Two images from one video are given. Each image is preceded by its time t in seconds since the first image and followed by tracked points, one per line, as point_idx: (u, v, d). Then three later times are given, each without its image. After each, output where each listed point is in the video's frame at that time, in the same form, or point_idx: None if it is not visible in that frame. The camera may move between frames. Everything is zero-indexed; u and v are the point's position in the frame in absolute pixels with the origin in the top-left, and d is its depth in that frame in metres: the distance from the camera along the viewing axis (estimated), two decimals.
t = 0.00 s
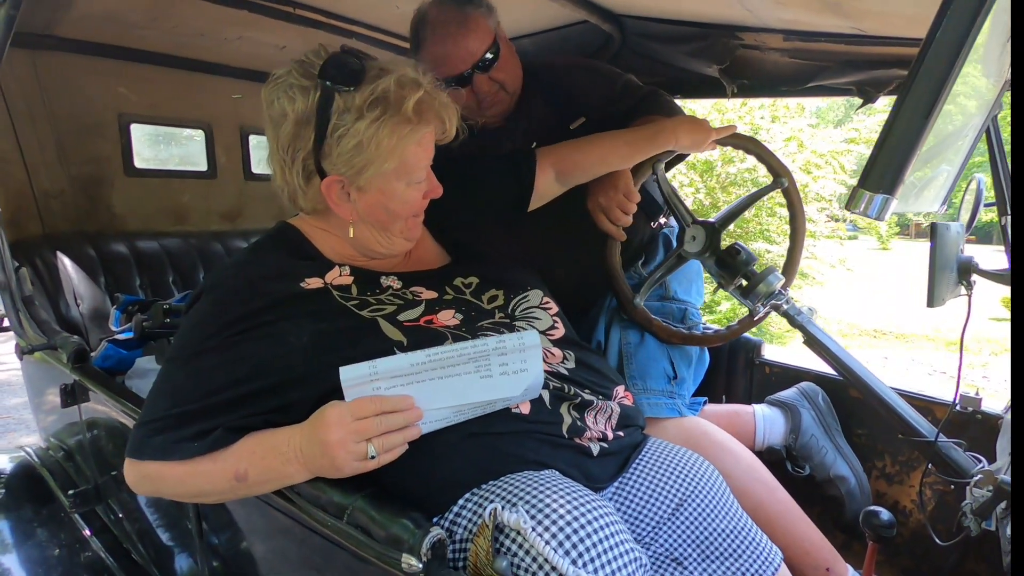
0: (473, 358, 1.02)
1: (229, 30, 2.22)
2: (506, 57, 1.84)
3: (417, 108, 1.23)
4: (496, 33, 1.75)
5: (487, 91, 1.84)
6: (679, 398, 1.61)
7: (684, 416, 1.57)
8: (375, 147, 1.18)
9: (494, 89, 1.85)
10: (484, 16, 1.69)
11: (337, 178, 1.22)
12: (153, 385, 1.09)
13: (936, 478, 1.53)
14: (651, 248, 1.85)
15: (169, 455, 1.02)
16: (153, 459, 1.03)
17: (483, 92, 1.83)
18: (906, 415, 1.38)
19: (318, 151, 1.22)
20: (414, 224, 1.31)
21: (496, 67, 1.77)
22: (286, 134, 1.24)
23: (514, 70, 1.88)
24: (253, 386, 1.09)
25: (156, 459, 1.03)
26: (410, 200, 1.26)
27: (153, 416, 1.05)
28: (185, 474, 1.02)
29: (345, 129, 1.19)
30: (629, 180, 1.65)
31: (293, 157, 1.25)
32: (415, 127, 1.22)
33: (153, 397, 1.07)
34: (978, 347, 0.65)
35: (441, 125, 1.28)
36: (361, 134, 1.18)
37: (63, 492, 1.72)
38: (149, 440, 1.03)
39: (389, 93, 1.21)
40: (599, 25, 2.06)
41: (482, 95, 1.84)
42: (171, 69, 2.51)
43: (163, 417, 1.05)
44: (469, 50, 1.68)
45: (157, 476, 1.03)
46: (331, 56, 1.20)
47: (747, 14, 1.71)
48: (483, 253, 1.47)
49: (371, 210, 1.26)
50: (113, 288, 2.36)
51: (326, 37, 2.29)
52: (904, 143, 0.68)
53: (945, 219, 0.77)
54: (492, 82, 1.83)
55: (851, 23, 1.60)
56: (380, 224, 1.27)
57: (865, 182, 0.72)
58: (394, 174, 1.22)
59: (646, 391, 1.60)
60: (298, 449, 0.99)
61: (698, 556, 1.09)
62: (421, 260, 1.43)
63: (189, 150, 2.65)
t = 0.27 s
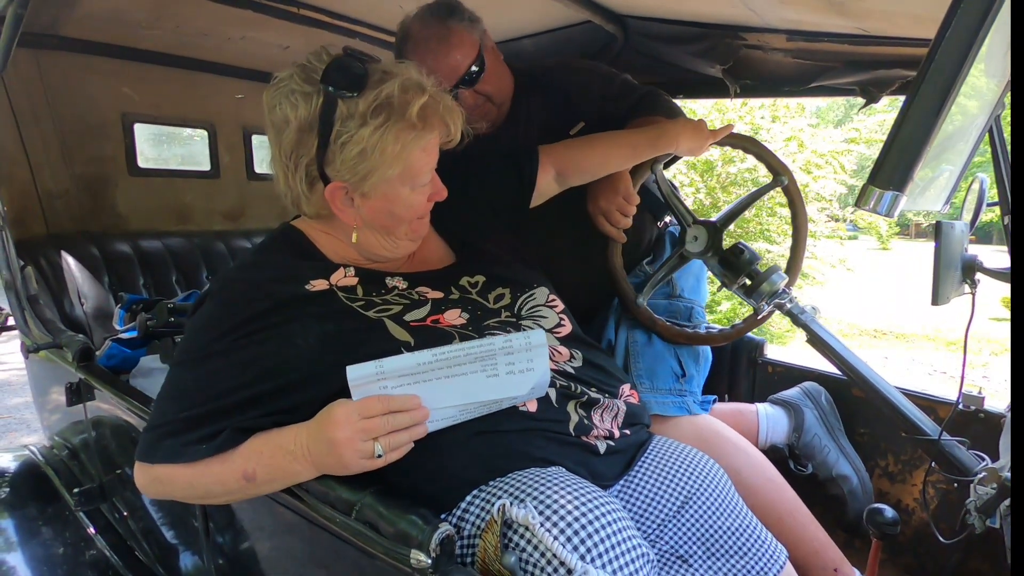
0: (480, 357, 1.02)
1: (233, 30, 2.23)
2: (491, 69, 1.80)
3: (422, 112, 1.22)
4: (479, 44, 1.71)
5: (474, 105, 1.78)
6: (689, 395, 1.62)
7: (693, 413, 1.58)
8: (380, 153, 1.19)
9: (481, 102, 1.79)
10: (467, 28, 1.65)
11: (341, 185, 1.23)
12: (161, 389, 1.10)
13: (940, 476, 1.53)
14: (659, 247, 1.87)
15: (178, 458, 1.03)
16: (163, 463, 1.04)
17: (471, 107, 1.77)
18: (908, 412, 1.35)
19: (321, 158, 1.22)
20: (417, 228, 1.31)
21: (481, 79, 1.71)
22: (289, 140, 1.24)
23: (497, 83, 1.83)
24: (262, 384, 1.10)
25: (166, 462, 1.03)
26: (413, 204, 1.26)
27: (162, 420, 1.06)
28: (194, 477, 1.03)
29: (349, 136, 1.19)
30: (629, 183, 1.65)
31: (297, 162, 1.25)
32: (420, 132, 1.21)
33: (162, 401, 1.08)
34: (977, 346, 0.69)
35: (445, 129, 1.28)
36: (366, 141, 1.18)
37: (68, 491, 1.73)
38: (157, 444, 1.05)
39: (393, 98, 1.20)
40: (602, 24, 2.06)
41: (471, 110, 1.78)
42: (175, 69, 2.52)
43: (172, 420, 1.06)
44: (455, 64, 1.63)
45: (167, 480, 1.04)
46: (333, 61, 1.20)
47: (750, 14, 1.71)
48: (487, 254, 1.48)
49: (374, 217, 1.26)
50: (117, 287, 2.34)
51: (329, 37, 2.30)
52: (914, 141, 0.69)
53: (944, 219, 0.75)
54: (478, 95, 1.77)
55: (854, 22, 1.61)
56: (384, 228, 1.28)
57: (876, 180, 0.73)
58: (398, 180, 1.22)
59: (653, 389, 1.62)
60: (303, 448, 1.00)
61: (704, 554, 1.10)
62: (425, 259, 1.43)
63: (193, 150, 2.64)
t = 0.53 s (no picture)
0: (482, 358, 1.01)
1: (236, 30, 2.23)
2: (485, 60, 1.80)
3: (419, 114, 1.22)
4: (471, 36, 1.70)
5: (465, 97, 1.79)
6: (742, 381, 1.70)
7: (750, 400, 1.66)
8: (376, 155, 1.18)
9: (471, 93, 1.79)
10: (458, 21, 1.64)
11: (337, 186, 1.22)
12: (161, 393, 1.10)
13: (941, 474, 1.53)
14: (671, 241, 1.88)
15: (180, 462, 1.03)
16: (165, 467, 1.04)
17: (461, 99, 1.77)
18: (910, 410, 1.34)
19: (318, 159, 1.22)
20: (414, 229, 1.30)
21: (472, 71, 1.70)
22: (286, 141, 1.24)
23: (489, 75, 1.81)
24: (264, 385, 1.10)
25: (168, 466, 1.03)
26: (409, 206, 1.26)
27: (164, 423, 1.06)
28: (197, 480, 1.03)
29: (345, 137, 1.19)
30: (630, 185, 1.63)
31: (293, 163, 1.25)
32: (417, 134, 1.21)
33: (163, 405, 1.08)
34: (977, 347, 0.67)
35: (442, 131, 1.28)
36: (362, 142, 1.17)
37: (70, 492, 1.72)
38: (158, 449, 1.04)
39: (389, 100, 1.20)
40: (603, 23, 2.06)
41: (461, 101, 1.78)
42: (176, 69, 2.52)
43: (173, 424, 1.06)
44: (443, 57, 1.63)
45: (170, 483, 1.04)
46: (331, 62, 1.21)
47: (751, 13, 1.71)
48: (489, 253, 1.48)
49: (371, 218, 1.25)
50: (119, 287, 2.34)
51: (329, 37, 2.30)
52: (920, 140, 0.68)
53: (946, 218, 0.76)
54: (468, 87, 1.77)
55: (855, 21, 1.61)
56: (382, 229, 1.27)
57: (881, 179, 0.72)
58: (394, 181, 1.22)
59: (712, 380, 1.66)
60: (303, 449, 1.00)
61: (707, 554, 1.10)
62: (423, 258, 1.43)
63: (193, 149, 2.67)
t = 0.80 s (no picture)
0: (484, 358, 1.03)
1: (239, 32, 2.24)
2: (509, 62, 1.65)
3: (414, 119, 1.23)
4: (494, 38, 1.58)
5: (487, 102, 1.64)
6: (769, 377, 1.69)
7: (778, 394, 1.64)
8: (372, 161, 1.20)
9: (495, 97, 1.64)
10: (482, 22, 1.53)
11: (334, 191, 1.24)
12: (167, 394, 1.11)
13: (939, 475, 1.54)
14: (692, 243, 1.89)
15: (186, 464, 1.05)
16: (171, 469, 1.05)
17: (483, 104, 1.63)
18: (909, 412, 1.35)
19: (315, 164, 1.23)
20: (413, 232, 1.32)
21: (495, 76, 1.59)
22: (283, 146, 1.25)
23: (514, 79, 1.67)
24: (267, 386, 1.11)
25: (174, 467, 1.05)
26: (406, 210, 1.27)
27: (170, 424, 1.08)
28: (202, 480, 1.04)
29: (341, 143, 1.20)
30: (627, 191, 1.67)
31: (291, 168, 1.26)
32: (412, 139, 1.22)
33: (168, 407, 1.09)
34: (977, 346, 0.68)
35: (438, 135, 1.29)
36: (358, 148, 1.19)
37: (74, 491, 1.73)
38: (165, 451, 1.06)
39: (384, 105, 1.21)
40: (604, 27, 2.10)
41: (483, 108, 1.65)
42: (178, 71, 2.53)
43: (179, 425, 1.08)
44: (464, 59, 1.53)
45: (176, 484, 1.05)
46: (324, 69, 1.20)
47: (750, 17, 1.73)
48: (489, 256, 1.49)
49: (369, 221, 1.27)
50: (121, 287, 2.35)
51: (331, 39, 2.31)
52: (912, 146, 0.72)
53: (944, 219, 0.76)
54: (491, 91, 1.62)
55: (854, 25, 1.62)
56: (379, 232, 1.29)
57: (875, 184, 0.76)
58: (391, 185, 1.23)
59: (741, 374, 1.66)
60: (309, 447, 1.01)
61: (706, 553, 1.11)
62: (424, 261, 1.44)
63: (195, 150, 2.67)
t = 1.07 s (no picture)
0: (482, 359, 1.02)
1: (240, 33, 2.24)
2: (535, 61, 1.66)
3: (411, 120, 1.23)
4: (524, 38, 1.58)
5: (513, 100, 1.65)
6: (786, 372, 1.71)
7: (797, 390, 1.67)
8: (369, 161, 1.20)
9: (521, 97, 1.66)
10: (513, 20, 1.53)
11: (333, 192, 1.24)
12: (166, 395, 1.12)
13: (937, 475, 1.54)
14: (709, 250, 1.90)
15: (186, 465, 1.05)
16: (172, 470, 1.06)
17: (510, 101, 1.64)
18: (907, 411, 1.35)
19: (312, 166, 1.24)
20: (411, 232, 1.32)
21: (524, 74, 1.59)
22: (281, 148, 1.26)
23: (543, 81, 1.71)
24: (266, 387, 1.12)
25: (174, 468, 1.06)
26: (405, 210, 1.27)
27: (170, 425, 1.08)
28: (202, 481, 1.05)
29: (338, 144, 1.20)
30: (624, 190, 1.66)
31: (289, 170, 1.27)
32: (409, 139, 1.22)
33: (168, 408, 1.10)
34: (977, 346, 0.69)
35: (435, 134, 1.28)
36: (354, 149, 1.19)
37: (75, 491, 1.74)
38: (166, 452, 1.06)
39: (380, 105, 1.21)
40: (603, 27, 2.11)
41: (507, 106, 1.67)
42: (179, 72, 2.53)
43: (178, 427, 1.08)
44: (495, 57, 1.52)
45: (176, 485, 1.06)
46: (321, 69, 1.21)
47: (749, 18, 1.73)
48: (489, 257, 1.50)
49: (367, 222, 1.27)
50: (121, 288, 2.36)
51: (331, 40, 2.31)
52: (906, 148, 0.72)
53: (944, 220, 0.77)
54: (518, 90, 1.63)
55: (853, 26, 1.62)
56: (378, 233, 1.29)
57: (869, 187, 0.76)
58: (389, 186, 1.23)
59: (763, 365, 1.68)
60: (307, 448, 1.01)
61: (704, 555, 1.11)
62: (423, 260, 1.44)
63: (195, 151, 2.68)
